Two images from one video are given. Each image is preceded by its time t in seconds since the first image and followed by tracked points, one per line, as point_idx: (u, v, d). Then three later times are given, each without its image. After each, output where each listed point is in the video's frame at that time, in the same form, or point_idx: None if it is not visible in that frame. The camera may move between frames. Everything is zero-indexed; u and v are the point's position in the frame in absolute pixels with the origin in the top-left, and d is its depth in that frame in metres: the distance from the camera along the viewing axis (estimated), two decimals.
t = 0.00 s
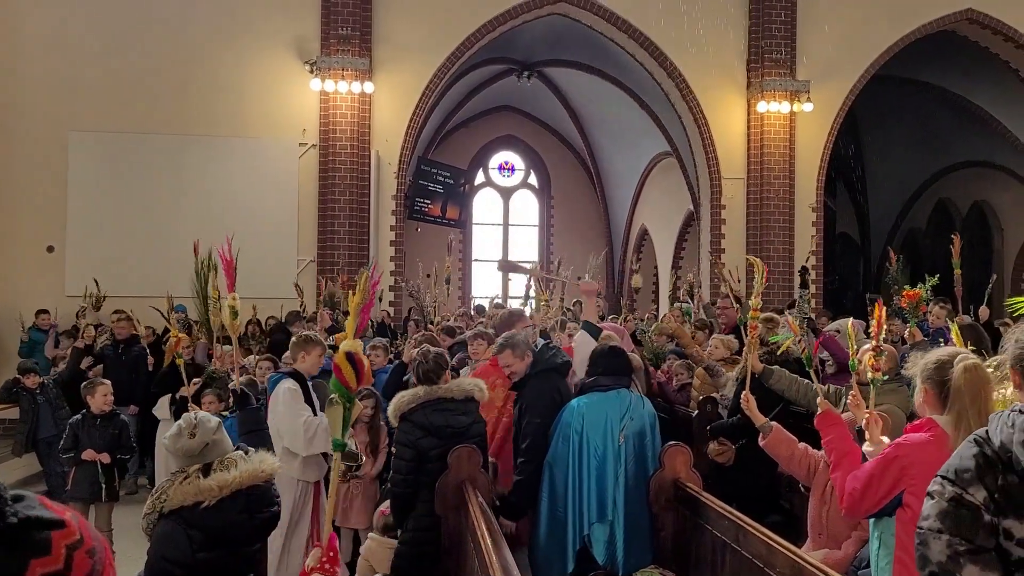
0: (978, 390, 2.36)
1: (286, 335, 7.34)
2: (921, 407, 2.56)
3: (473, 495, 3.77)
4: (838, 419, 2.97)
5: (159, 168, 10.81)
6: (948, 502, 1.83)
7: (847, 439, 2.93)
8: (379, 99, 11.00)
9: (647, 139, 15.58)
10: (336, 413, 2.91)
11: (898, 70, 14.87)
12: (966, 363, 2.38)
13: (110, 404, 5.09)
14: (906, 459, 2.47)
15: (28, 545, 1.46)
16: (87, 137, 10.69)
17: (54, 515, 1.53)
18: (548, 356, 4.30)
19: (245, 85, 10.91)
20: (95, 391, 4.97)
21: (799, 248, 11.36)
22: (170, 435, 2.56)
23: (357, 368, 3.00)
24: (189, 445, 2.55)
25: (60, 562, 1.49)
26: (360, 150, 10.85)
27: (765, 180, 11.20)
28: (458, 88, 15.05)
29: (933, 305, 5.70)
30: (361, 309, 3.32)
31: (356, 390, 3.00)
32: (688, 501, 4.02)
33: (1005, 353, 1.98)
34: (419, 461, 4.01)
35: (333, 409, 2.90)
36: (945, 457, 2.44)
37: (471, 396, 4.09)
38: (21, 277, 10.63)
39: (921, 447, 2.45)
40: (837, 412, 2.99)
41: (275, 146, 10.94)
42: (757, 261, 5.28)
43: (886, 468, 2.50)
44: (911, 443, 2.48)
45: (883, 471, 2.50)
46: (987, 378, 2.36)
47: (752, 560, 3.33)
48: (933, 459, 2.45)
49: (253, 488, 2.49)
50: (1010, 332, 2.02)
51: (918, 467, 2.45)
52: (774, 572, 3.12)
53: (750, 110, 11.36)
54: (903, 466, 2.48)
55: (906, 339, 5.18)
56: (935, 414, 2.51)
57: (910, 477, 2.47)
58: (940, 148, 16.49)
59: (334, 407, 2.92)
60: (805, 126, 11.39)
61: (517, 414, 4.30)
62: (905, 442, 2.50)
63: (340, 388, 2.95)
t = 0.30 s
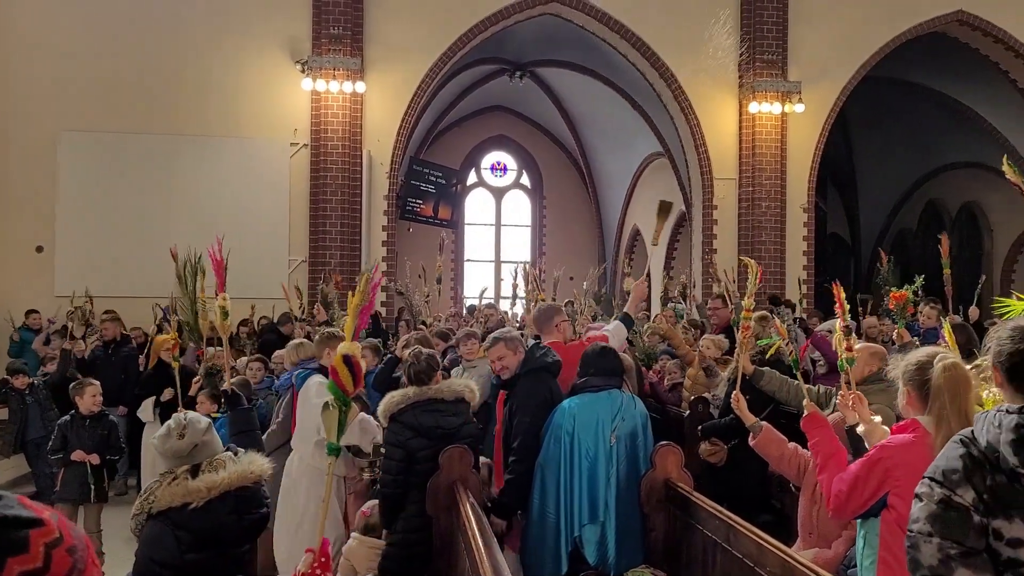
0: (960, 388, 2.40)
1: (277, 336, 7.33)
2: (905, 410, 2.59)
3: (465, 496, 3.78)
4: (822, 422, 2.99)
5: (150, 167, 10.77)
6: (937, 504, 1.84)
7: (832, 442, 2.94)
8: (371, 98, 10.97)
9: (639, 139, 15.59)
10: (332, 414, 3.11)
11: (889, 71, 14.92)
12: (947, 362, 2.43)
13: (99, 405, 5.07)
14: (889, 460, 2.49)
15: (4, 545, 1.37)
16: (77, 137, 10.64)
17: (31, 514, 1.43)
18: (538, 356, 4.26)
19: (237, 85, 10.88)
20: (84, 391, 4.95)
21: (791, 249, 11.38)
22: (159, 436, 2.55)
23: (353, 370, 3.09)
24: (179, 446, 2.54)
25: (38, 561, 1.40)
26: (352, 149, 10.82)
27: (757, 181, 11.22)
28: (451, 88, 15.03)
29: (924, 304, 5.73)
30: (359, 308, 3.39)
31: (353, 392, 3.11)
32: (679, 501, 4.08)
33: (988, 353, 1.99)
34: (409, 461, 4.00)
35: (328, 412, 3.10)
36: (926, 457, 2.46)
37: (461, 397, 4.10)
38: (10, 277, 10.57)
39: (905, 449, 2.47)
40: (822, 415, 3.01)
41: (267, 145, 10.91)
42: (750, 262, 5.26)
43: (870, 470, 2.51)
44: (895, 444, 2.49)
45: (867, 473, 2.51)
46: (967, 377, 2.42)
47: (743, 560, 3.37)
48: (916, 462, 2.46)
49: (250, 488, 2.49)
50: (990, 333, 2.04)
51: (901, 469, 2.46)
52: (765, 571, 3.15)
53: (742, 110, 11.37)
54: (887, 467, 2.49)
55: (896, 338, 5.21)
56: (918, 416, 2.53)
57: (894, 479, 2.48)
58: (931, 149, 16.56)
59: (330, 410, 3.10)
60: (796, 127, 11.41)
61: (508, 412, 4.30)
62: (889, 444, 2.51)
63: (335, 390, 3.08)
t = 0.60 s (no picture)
0: (933, 390, 2.44)
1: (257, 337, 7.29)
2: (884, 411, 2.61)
3: (445, 497, 3.78)
4: (804, 422, 3.07)
5: (129, 166, 10.69)
6: (901, 504, 1.86)
7: (812, 443, 3.03)
8: (352, 98, 10.94)
9: (621, 141, 15.64)
10: (309, 417, 3.05)
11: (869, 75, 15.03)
12: (924, 365, 2.46)
13: (75, 407, 5.03)
14: (865, 461, 2.50)
15: None
16: (55, 136, 10.55)
17: None
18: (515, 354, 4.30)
19: (217, 84, 10.81)
20: (59, 393, 4.91)
21: (770, 250, 11.43)
22: (128, 433, 2.55)
23: (329, 373, 3.09)
24: (143, 447, 2.53)
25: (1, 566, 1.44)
26: (333, 150, 10.78)
27: (737, 182, 11.28)
28: (432, 89, 15.01)
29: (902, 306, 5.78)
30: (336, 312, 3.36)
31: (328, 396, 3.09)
32: (659, 502, 4.07)
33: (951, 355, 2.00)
34: (388, 462, 3.99)
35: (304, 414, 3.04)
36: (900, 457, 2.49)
37: (441, 399, 4.09)
38: None
39: (880, 449, 2.49)
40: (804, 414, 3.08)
41: (247, 145, 10.85)
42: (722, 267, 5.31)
43: (846, 469, 2.52)
44: (871, 445, 2.51)
45: (843, 472, 2.52)
46: (941, 382, 2.45)
47: (723, 560, 3.38)
48: (891, 462, 2.49)
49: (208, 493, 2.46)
50: (956, 334, 2.04)
51: (877, 468, 2.48)
52: (743, 572, 3.17)
53: (723, 112, 11.42)
54: (862, 467, 2.50)
55: (874, 340, 5.25)
56: (896, 417, 2.56)
57: (869, 479, 2.50)
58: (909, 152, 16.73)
59: (306, 413, 3.05)
60: (776, 129, 11.49)
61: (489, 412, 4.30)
62: (865, 444, 2.52)
63: (313, 394, 3.05)
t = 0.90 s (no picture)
0: (891, 390, 2.46)
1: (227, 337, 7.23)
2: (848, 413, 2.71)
3: (415, 497, 3.77)
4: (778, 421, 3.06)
5: (97, 164, 10.54)
6: (866, 505, 1.87)
7: (785, 440, 2.99)
8: (324, 96, 10.87)
9: (594, 140, 15.68)
10: (284, 425, 2.81)
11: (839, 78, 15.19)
12: (884, 365, 2.51)
13: (39, 408, 4.95)
14: (822, 458, 2.61)
15: None
16: (19, 132, 10.38)
17: None
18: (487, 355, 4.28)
19: (187, 81, 10.69)
20: (21, 394, 4.84)
21: (742, 251, 11.52)
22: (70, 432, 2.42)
23: (307, 381, 2.79)
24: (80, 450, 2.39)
25: None
26: (304, 148, 10.70)
27: (709, 182, 11.32)
28: (405, 87, 14.95)
29: (869, 307, 5.85)
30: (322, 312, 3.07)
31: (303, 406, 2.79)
32: (630, 501, 4.08)
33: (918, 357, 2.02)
34: (358, 463, 3.97)
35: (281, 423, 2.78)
36: (857, 456, 2.58)
37: (413, 400, 4.08)
38: None
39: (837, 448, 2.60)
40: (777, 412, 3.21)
41: (218, 143, 10.75)
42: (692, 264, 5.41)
43: (806, 468, 2.62)
44: (829, 444, 2.61)
45: (803, 469, 2.63)
46: (903, 381, 2.47)
47: (692, 559, 3.41)
48: (846, 460, 2.59)
49: (149, 496, 2.39)
50: (923, 336, 2.07)
51: (832, 465, 2.58)
52: (712, 569, 3.20)
53: (695, 113, 11.47)
54: (820, 464, 2.60)
55: (840, 341, 5.31)
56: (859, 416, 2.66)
57: (825, 476, 2.59)
58: (879, 154, 16.95)
59: (281, 419, 2.80)
60: (748, 130, 11.57)
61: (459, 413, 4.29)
62: (824, 443, 2.63)
63: (289, 401, 2.75)
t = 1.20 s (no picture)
0: (843, 389, 2.49)
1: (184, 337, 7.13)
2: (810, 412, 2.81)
3: (378, 499, 3.75)
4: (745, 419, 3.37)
5: (53, 161, 10.33)
6: (831, 508, 1.87)
7: (752, 439, 3.31)
8: (287, 94, 10.77)
9: (560, 141, 15.72)
10: (239, 429, 2.61)
11: (802, 81, 15.39)
12: (838, 365, 2.53)
13: None
14: (776, 458, 2.72)
15: None
16: None
17: None
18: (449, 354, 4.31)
19: (147, 79, 10.53)
20: None
21: (705, 252, 11.62)
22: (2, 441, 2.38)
23: (264, 383, 2.63)
24: (11, 458, 2.34)
25: None
26: (267, 147, 10.59)
27: (674, 184, 11.39)
28: (370, 87, 14.84)
29: (827, 307, 5.95)
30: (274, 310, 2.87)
31: (261, 407, 2.62)
32: (595, 501, 4.09)
33: (880, 357, 2.04)
34: (321, 465, 3.93)
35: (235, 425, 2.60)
36: (809, 457, 2.70)
37: (377, 402, 4.08)
38: None
39: (791, 449, 2.71)
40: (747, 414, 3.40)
41: (178, 141, 10.59)
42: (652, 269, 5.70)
43: (761, 469, 2.74)
44: (784, 443, 2.73)
45: (759, 469, 2.75)
46: (856, 381, 2.50)
47: (655, 558, 3.43)
48: (799, 459, 2.70)
49: (81, 507, 2.34)
50: (884, 336, 2.08)
51: (787, 465, 2.69)
52: (675, 569, 3.22)
53: (660, 114, 11.55)
54: (775, 464, 2.72)
55: (800, 340, 5.40)
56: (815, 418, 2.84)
57: (780, 476, 2.71)
58: (840, 156, 17.21)
59: (236, 423, 2.61)
60: (712, 132, 11.68)
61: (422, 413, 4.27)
62: (780, 443, 2.74)
63: (244, 403, 2.59)
